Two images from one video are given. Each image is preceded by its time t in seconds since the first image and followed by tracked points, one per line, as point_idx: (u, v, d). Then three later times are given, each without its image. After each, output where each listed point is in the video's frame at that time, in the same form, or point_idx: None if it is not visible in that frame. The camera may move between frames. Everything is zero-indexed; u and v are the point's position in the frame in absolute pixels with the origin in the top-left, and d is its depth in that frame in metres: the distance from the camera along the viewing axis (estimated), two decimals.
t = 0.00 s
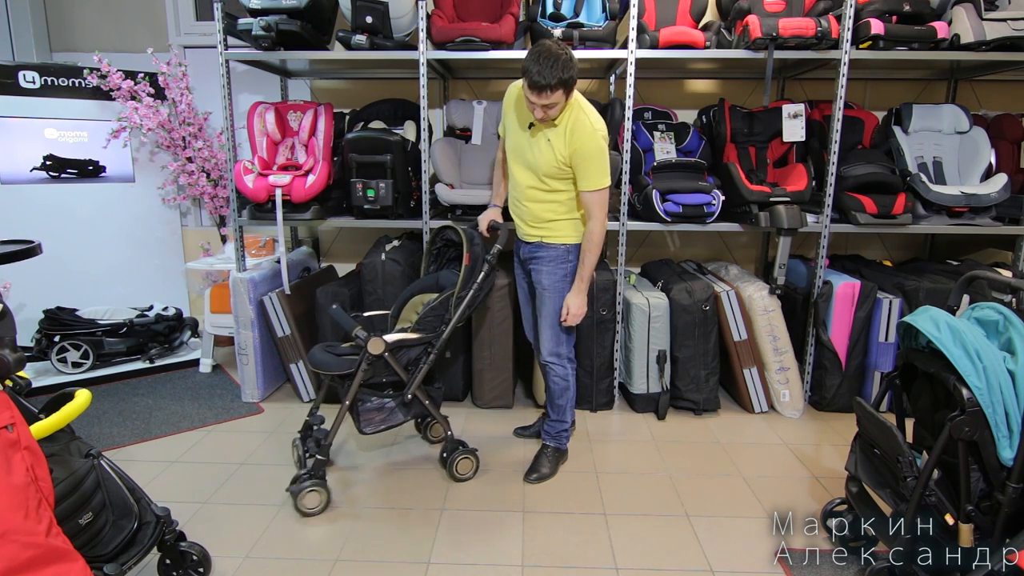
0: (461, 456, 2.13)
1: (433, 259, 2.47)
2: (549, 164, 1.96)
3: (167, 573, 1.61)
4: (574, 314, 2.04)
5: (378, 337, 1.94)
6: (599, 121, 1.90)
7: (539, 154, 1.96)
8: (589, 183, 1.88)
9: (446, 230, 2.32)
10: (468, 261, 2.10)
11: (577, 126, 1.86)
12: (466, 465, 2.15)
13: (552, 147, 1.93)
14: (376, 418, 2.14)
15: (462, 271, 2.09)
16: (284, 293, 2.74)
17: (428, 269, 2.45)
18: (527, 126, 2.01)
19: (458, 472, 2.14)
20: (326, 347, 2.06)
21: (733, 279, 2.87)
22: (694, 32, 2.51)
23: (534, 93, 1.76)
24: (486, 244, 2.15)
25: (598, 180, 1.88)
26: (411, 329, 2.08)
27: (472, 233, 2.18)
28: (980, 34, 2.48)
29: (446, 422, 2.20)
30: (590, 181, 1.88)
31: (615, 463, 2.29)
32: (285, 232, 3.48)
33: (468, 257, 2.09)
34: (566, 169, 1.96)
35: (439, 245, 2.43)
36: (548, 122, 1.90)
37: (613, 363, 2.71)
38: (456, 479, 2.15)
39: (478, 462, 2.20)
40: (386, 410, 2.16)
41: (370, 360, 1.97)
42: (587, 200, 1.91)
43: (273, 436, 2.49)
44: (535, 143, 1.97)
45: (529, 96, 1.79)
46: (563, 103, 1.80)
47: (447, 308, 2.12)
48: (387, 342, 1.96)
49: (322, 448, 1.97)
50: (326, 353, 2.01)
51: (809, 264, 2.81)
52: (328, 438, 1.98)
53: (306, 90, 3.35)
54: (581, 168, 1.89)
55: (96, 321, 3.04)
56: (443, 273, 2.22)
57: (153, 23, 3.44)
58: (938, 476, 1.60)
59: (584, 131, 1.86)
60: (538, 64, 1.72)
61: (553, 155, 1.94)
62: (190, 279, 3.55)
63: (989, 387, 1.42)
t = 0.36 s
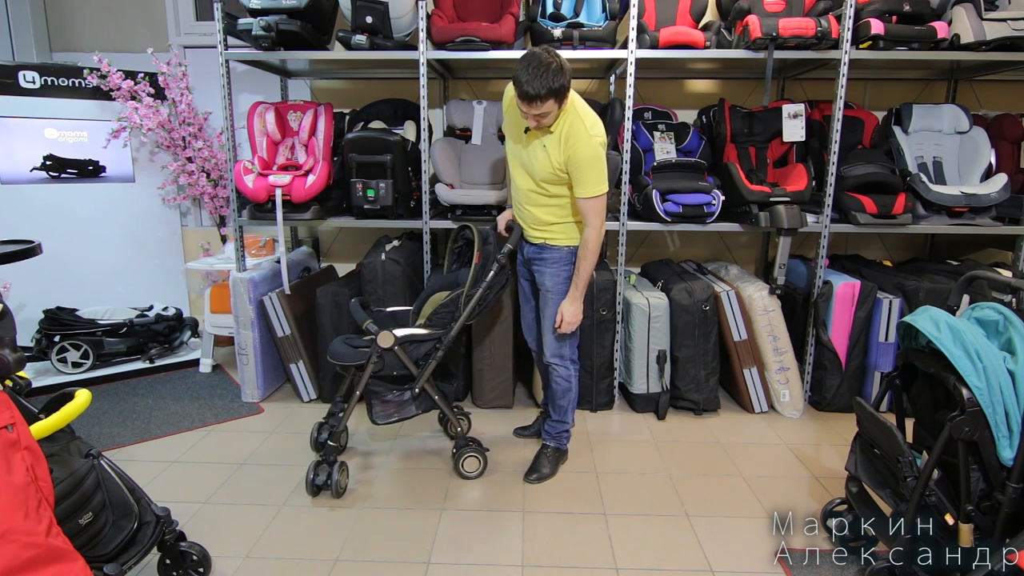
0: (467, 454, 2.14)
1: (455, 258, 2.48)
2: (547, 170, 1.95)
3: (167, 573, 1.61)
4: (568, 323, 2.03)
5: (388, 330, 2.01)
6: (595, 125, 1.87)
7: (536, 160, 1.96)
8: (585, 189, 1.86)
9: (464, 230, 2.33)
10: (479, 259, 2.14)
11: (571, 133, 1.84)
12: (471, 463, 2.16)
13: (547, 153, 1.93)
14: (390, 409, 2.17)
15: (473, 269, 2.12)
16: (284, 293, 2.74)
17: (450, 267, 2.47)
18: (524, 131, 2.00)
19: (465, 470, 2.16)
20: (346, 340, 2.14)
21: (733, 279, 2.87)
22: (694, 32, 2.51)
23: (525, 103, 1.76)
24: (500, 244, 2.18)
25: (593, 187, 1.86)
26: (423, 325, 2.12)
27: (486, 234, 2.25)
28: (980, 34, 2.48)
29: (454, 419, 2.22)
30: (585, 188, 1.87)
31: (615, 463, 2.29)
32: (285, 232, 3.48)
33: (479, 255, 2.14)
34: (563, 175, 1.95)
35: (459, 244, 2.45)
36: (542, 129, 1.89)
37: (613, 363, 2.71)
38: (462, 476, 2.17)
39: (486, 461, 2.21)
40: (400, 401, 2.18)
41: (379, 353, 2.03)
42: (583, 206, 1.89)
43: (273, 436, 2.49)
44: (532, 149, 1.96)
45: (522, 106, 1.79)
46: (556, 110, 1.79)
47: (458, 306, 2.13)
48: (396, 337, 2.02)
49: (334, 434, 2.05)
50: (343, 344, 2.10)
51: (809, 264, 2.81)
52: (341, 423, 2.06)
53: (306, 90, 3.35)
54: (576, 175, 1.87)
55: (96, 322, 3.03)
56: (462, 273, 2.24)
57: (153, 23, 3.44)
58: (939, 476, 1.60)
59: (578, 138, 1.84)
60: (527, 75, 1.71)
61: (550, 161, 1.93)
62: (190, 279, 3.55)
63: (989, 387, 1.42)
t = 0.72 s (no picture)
0: (467, 454, 2.15)
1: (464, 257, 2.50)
2: (547, 172, 1.95)
3: (167, 573, 1.61)
4: (571, 329, 2.03)
5: (387, 327, 2.03)
6: (594, 127, 1.86)
7: (537, 162, 1.96)
8: (585, 192, 1.86)
9: (471, 229, 2.36)
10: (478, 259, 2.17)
11: (571, 136, 1.84)
12: (471, 462, 2.17)
13: (547, 156, 1.92)
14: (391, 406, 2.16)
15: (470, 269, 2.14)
16: (284, 293, 2.74)
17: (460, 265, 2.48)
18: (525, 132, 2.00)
19: (463, 469, 2.16)
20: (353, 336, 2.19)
21: (733, 279, 2.87)
22: (694, 33, 2.51)
23: (523, 106, 1.76)
24: (499, 245, 2.29)
25: (593, 189, 1.86)
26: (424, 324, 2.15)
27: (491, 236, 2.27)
28: (980, 34, 2.48)
29: (455, 418, 2.21)
30: (584, 190, 1.87)
31: (615, 463, 2.29)
32: (285, 232, 3.48)
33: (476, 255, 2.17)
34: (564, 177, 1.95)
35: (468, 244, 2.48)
36: (542, 131, 1.88)
37: (613, 363, 2.71)
38: (461, 476, 2.17)
39: (485, 461, 2.21)
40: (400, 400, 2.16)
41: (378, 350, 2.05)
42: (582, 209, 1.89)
43: (273, 436, 2.49)
44: (532, 150, 1.96)
45: (520, 109, 1.79)
46: (554, 112, 1.79)
47: (456, 305, 2.13)
48: (394, 334, 2.03)
49: (333, 427, 2.10)
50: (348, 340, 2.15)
51: (809, 264, 2.81)
52: (341, 418, 2.12)
53: (306, 90, 3.35)
54: (576, 177, 1.87)
55: (96, 322, 3.03)
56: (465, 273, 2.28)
57: (153, 23, 3.44)
58: (938, 476, 1.60)
59: (577, 140, 1.83)
60: (524, 78, 1.71)
61: (550, 163, 1.93)
62: (190, 279, 3.55)
63: (989, 387, 1.42)
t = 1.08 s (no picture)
0: (466, 454, 2.15)
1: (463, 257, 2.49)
2: (550, 170, 1.96)
3: (167, 573, 1.61)
4: (561, 328, 1.94)
5: (385, 327, 2.04)
6: (599, 127, 1.87)
7: (541, 160, 1.96)
8: (585, 190, 1.86)
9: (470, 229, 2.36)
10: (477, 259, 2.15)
11: (576, 134, 1.85)
12: (470, 462, 2.17)
13: (552, 153, 1.93)
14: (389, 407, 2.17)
15: (469, 269, 2.13)
16: (284, 293, 2.74)
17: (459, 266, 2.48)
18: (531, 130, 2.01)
19: (462, 469, 2.16)
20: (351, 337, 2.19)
21: (733, 279, 2.87)
22: (694, 33, 2.51)
23: (528, 102, 1.76)
24: (500, 243, 2.20)
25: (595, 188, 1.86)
26: (423, 324, 2.15)
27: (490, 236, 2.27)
28: (980, 34, 2.48)
29: (455, 418, 2.22)
30: (585, 189, 1.87)
31: (615, 463, 2.29)
32: (285, 232, 3.48)
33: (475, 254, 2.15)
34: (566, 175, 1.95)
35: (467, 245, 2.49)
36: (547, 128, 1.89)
37: (613, 363, 2.71)
38: (460, 476, 2.17)
39: (484, 461, 2.21)
40: (398, 401, 2.17)
41: (376, 351, 2.06)
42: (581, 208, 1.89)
43: (273, 436, 2.49)
44: (537, 148, 1.97)
45: (525, 105, 1.79)
46: (560, 110, 1.80)
47: (456, 305, 2.13)
48: (393, 333, 2.05)
49: (332, 426, 2.10)
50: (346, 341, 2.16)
51: (809, 264, 2.81)
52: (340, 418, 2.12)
53: (306, 90, 3.35)
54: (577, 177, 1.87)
55: (96, 322, 3.03)
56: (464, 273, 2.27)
57: (153, 23, 3.44)
58: (938, 476, 1.60)
59: (581, 139, 1.84)
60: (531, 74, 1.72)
61: (554, 161, 1.93)
62: (190, 279, 3.55)
63: (989, 387, 1.42)
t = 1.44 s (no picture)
0: (467, 454, 2.15)
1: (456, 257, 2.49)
2: (557, 163, 1.97)
3: (167, 573, 1.61)
4: (530, 306, 1.92)
5: (386, 329, 2.03)
6: (608, 122, 1.91)
7: (549, 152, 1.98)
8: (588, 180, 1.88)
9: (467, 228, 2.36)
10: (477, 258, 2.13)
11: (585, 126, 1.88)
12: (472, 462, 2.16)
13: (560, 146, 1.94)
14: (388, 408, 2.17)
15: (470, 268, 2.11)
16: (284, 293, 2.74)
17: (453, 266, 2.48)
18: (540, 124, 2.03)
19: (464, 469, 2.16)
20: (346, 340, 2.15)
21: (733, 279, 2.87)
22: (694, 33, 2.51)
23: (541, 89, 1.78)
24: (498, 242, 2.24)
25: (598, 180, 1.88)
26: (422, 324, 2.14)
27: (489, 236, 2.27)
28: (980, 34, 2.48)
29: (455, 419, 2.23)
30: (589, 180, 1.88)
31: (616, 463, 2.29)
32: (285, 232, 3.48)
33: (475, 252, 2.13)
34: (571, 168, 1.96)
35: (461, 244, 2.48)
36: (557, 120, 1.92)
37: (613, 363, 2.71)
38: (461, 476, 2.17)
39: (485, 461, 2.21)
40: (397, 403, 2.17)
41: (378, 352, 2.04)
42: (582, 198, 1.90)
43: (273, 436, 2.49)
44: (545, 140, 1.99)
45: (538, 93, 1.81)
46: (571, 100, 1.82)
47: (456, 305, 2.13)
48: (394, 335, 2.03)
49: (333, 432, 2.04)
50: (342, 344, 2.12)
51: (809, 264, 2.81)
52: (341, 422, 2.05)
53: (306, 90, 3.35)
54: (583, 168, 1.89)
55: (96, 322, 3.03)
56: (462, 273, 2.26)
57: (153, 23, 3.44)
58: (938, 476, 1.60)
59: (590, 130, 1.87)
60: (546, 61, 1.74)
61: (561, 153, 1.95)
62: (190, 279, 3.55)
63: (989, 387, 1.42)
